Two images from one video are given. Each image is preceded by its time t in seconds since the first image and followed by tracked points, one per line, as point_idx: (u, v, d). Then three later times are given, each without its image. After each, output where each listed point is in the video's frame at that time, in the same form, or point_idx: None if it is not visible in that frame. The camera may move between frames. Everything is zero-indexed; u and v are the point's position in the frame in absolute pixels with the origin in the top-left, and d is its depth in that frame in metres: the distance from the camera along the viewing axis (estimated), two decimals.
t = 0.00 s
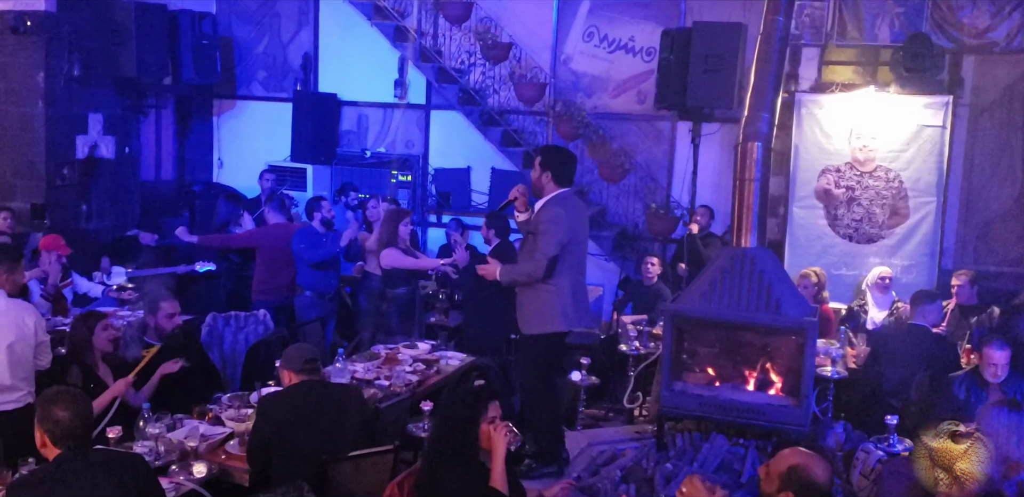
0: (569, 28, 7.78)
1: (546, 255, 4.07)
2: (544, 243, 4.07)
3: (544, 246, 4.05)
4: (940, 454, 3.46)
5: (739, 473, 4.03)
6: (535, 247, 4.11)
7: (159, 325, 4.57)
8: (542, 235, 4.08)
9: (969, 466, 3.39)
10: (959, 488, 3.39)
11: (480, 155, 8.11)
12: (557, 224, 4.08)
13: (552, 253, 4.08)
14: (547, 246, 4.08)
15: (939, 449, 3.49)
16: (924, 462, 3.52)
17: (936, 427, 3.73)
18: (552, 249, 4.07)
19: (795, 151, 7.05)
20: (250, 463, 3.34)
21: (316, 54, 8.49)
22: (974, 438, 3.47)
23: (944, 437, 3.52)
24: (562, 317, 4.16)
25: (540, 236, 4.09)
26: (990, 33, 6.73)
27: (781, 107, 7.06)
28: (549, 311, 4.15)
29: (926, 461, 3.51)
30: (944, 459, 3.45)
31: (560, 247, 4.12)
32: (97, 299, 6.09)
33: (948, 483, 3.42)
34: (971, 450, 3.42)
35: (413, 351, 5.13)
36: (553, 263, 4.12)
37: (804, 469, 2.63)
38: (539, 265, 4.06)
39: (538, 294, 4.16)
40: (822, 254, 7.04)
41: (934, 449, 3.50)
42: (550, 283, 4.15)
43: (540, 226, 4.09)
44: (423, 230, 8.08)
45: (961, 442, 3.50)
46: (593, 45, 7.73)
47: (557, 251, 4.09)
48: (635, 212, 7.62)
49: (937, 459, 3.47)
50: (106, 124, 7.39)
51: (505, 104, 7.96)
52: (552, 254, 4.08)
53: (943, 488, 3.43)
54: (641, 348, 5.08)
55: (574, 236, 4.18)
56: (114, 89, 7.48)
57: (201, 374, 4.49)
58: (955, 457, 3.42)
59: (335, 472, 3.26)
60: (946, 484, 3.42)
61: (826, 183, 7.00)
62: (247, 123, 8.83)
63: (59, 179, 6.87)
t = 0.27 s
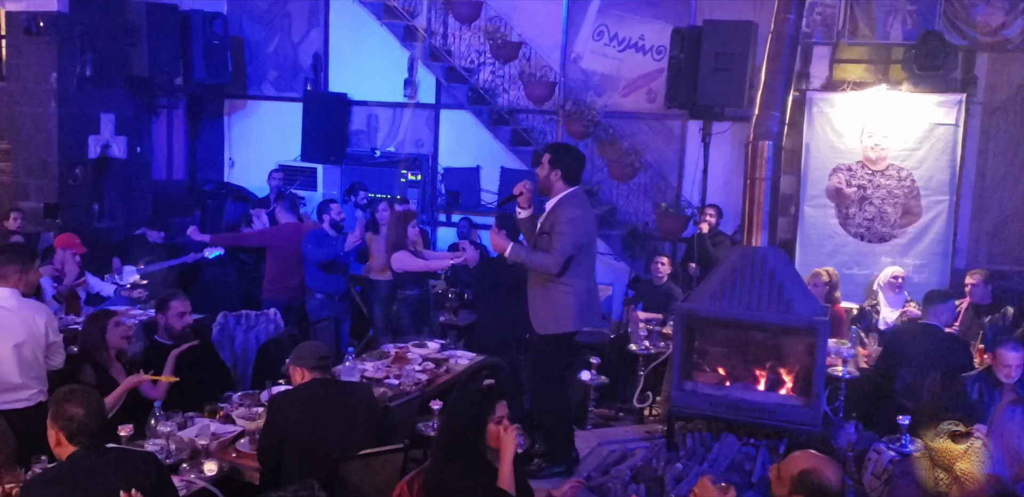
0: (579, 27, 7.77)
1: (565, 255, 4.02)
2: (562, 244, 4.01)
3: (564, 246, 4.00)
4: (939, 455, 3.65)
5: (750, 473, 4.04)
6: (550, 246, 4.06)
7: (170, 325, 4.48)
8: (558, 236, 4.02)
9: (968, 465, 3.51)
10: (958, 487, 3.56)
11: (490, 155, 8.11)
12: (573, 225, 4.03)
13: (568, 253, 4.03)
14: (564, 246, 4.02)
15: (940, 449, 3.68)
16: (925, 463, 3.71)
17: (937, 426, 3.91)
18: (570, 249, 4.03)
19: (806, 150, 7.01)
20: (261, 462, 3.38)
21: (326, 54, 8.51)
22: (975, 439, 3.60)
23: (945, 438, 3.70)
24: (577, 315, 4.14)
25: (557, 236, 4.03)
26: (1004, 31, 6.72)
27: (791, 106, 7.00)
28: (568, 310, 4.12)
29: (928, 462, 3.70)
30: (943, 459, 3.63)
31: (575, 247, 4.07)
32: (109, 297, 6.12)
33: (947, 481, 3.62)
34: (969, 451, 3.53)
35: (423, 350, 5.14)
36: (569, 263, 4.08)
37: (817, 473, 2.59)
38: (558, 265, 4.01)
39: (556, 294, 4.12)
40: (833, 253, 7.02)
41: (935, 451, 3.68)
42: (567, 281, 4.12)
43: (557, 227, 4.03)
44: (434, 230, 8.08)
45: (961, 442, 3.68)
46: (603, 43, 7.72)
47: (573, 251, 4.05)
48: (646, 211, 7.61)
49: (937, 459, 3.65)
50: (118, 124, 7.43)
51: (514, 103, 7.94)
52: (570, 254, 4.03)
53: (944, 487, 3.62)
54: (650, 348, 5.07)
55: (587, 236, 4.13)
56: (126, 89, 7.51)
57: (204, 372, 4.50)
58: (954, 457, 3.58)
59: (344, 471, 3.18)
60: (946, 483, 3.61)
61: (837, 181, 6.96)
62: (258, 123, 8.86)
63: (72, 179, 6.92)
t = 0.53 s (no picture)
0: (589, 26, 7.77)
1: (576, 251, 4.00)
2: (572, 240, 4.00)
3: (574, 242, 3.99)
4: (939, 455, 3.53)
5: (761, 473, 4.01)
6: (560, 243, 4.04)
7: (182, 323, 4.47)
8: (568, 232, 4.01)
9: (969, 466, 3.44)
10: (959, 487, 3.43)
11: (501, 154, 8.11)
12: (583, 220, 4.02)
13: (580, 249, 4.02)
14: (575, 242, 4.01)
15: (940, 449, 3.56)
16: (924, 464, 3.57)
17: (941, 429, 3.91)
18: (581, 245, 4.02)
19: (818, 149, 6.98)
20: (271, 460, 3.40)
21: (337, 53, 8.53)
22: (976, 442, 3.55)
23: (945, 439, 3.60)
24: (589, 311, 4.12)
25: (567, 233, 4.01)
26: (1017, 29, 6.67)
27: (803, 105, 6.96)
28: (580, 305, 4.10)
29: (927, 463, 3.56)
30: (944, 459, 3.50)
31: (586, 242, 4.06)
32: (121, 297, 6.13)
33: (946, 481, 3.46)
34: (971, 451, 3.48)
35: (433, 349, 5.15)
36: (580, 259, 4.06)
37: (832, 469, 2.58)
38: (566, 261, 3.98)
39: (567, 290, 4.10)
40: (845, 253, 6.99)
41: (935, 452, 3.57)
42: (579, 277, 4.10)
43: (566, 223, 4.02)
44: (444, 229, 8.09)
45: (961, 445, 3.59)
46: (614, 42, 7.71)
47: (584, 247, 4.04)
48: (656, 210, 7.60)
49: (936, 459, 3.53)
50: (130, 124, 7.46)
51: (524, 102, 7.96)
52: (581, 250, 4.02)
53: (943, 488, 3.47)
54: (661, 348, 5.07)
55: (597, 232, 4.12)
56: (138, 88, 7.55)
57: (214, 368, 4.51)
58: (955, 457, 3.48)
59: (355, 469, 3.20)
60: (946, 484, 3.46)
61: (849, 181, 6.93)
62: (269, 122, 8.89)
63: (84, 178, 6.95)
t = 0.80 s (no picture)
0: (596, 26, 7.78)
1: (585, 257, 4.00)
2: (580, 246, 4.00)
3: (584, 249, 3.99)
4: (940, 455, 3.56)
5: (767, 473, 4.01)
6: (570, 249, 4.05)
7: (190, 321, 4.48)
8: (576, 238, 4.02)
9: (969, 466, 3.46)
10: (959, 487, 3.46)
11: (507, 154, 8.12)
12: (591, 225, 4.02)
13: (590, 256, 4.02)
14: (584, 248, 4.01)
15: (939, 449, 3.58)
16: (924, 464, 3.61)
17: (938, 428, 3.93)
18: (590, 251, 4.02)
19: (825, 149, 6.98)
20: (277, 459, 3.39)
21: (344, 53, 8.55)
22: (975, 442, 3.57)
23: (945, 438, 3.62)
24: (598, 318, 4.12)
25: (574, 239, 4.02)
26: None
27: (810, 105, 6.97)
28: (591, 311, 4.10)
29: (927, 463, 3.60)
30: (944, 459, 3.53)
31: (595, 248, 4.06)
32: (129, 296, 6.16)
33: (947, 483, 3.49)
34: (971, 451, 3.51)
35: (440, 349, 5.16)
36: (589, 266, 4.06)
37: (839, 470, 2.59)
38: (576, 270, 3.99)
39: (576, 297, 4.09)
40: (852, 253, 6.98)
41: (935, 452, 3.60)
42: (588, 284, 4.10)
43: (574, 230, 4.03)
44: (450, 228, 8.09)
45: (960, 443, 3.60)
46: (621, 42, 7.72)
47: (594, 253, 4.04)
48: (663, 210, 7.60)
49: (937, 459, 3.56)
50: (138, 124, 7.49)
51: (531, 102, 7.97)
52: (590, 257, 4.02)
53: (944, 488, 3.50)
54: (669, 348, 5.07)
55: (604, 238, 4.13)
56: (146, 88, 7.57)
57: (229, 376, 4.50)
58: (955, 457, 3.51)
59: (361, 470, 3.22)
60: (946, 484, 3.49)
61: (856, 181, 6.93)
62: (277, 122, 8.90)
63: (92, 178, 6.99)
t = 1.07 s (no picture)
0: (603, 27, 7.78)
1: (587, 254, 4.01)
2: (582, 245, 4.01)
3: (585, 246, 4.00)
4: (939, 455, 3.58)
5: (774, 474, 4.00)
6: (571, 247, 4.06)
7: (198, 321, 4.49)
8: (576, 236, 4.02)
9: (968, 466, 3.50)
10: (959, 487, 3.50)
11: (513, 154, 8.12)
12: (590, 222, 4.03)
13: (591, 252, 4.03)
14: (585, 245, 4.02)
15: (940, 449, 3.60)
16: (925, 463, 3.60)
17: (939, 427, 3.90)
18: (591, 248, 4.02)
19: (832, 149, 6.97)
20: (284, 458, 3.41)
21: (351, 54, 8.57)
22: (973, 440, 3.62)
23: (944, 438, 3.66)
24: (609, 312, 4.11)
25: (575, 236, 4.03)
26: None
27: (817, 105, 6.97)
28: (600, 305, 4.10)
29: (926, 462, 3.60)
30: (944, 459, 3.56)
31: (597, 244, 4.06)
32: (137, 296, 6.19)
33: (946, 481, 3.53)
34: (970, 450, 3.55)
35: (446, 349, 5.17)
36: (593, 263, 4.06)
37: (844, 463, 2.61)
38: (578, 270, 4.00)
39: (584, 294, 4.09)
40: (859, 253, 6.97)
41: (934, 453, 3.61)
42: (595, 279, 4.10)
43: (573, 228, 4.04)
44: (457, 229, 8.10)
45: (960, 443, 3.63)
46: (627, 43, 7.72)
47: (596, 249, 4.04)
48: (669, 211, 7.60)
49: (937, 459, 3.57)
50: (147, 125, 7.51)
51: (538, 103, 7.98)
52: (592, 254, 4.03)
53: (943, 487, 3.53)
54: (675, 348, 5.06)
55: (607, 233, 4.12)
56: (154, 89, 7.60)
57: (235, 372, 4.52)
58: (954, 457, 3.54)
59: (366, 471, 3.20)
60: (946, 484, 3.53)
61: (863, 181, 6.92)
62: (283, 123, 8.92)
63: (100, 179, 7.02)
